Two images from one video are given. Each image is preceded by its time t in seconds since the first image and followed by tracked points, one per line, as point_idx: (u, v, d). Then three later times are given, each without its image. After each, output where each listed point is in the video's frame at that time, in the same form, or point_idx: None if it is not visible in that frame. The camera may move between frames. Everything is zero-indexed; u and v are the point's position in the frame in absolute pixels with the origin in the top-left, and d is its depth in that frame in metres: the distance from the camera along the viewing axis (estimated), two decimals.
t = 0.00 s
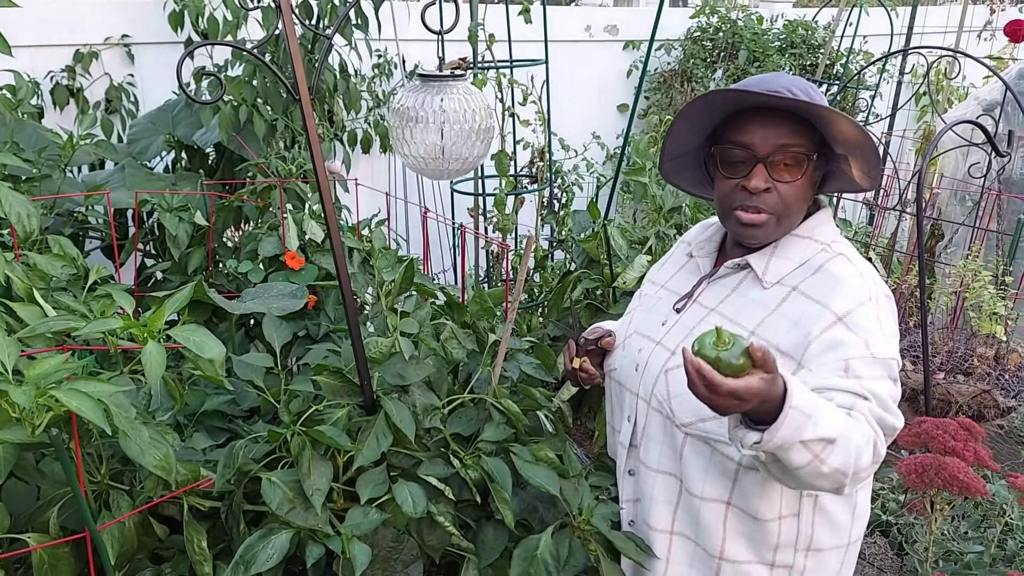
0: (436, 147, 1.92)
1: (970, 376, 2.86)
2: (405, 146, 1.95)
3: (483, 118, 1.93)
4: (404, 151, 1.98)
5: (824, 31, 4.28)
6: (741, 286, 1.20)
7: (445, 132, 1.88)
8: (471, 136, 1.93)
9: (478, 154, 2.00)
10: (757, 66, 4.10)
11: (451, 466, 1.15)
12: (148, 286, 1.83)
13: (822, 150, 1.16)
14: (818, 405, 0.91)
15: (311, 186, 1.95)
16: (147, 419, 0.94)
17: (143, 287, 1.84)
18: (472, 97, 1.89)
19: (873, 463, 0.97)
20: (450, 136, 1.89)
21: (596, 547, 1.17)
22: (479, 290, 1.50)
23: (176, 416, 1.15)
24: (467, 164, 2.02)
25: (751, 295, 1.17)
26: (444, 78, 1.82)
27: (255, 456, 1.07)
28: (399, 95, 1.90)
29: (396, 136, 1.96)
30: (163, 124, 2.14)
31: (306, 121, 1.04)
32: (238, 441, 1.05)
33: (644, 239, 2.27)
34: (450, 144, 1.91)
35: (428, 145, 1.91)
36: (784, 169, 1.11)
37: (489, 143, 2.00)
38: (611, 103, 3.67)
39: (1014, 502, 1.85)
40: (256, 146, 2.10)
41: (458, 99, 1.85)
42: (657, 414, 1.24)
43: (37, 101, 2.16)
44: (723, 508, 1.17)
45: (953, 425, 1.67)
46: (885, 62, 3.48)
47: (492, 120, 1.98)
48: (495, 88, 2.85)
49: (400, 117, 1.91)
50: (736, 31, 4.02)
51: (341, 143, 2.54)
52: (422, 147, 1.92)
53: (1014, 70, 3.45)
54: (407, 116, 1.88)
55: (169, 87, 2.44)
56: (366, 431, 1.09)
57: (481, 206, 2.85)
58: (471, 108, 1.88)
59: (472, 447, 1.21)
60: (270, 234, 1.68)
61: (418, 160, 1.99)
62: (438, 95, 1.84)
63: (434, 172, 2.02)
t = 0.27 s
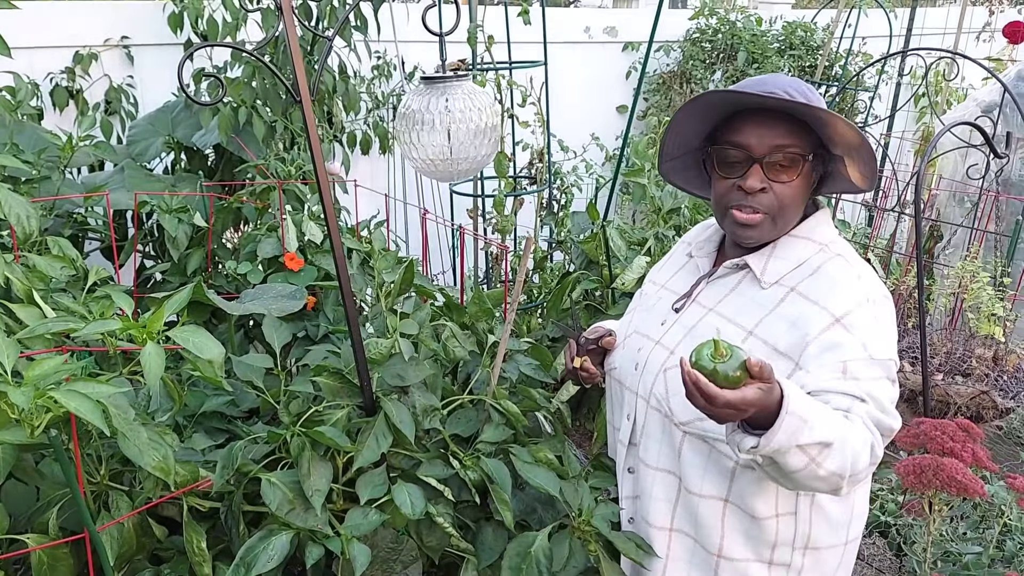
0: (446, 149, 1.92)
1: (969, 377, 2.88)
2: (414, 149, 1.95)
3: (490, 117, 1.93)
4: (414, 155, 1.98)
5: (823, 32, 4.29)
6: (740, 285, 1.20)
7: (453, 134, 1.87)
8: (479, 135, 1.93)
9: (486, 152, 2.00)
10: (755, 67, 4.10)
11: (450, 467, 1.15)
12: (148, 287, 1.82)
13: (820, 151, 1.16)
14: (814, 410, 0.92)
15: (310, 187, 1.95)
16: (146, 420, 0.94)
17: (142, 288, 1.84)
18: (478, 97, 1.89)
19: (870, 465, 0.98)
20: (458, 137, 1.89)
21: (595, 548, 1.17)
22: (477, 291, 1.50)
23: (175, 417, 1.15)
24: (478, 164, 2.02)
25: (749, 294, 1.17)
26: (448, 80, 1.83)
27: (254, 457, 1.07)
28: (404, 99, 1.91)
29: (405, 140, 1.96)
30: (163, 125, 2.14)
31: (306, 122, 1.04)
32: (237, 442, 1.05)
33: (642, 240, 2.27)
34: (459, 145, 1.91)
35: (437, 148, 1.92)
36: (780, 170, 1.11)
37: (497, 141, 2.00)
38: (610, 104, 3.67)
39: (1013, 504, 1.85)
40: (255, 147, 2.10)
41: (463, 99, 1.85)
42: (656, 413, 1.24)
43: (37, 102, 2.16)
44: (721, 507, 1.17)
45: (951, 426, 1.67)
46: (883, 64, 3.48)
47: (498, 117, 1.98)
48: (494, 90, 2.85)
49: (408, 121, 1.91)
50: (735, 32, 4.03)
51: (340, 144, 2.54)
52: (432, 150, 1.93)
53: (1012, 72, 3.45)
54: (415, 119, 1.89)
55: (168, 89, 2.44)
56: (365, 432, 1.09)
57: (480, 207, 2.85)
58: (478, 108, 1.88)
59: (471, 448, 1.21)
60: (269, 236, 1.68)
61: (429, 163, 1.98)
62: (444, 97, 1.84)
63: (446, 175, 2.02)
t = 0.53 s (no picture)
0: (430, 148, 1.92)
1: (969, 377, 2.88)
2: (399, 146, 1.96)
3: (478, 120, 1.93)
4: (398, 151, 1.99)
5: (822, 32, 4.29)
6: (739, 285, 1.20)
7: (439, 133, 1.87)
8: (467, 137, 1.92)
9: (471, 156, 1.99)
10: (755, 67, 4.10)
11: (448, 467, 1.15)
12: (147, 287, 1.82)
13: (820, 151, 1.16)
14: (817, 419, 0.93)
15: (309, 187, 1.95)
16: (143, 420, 0.94)
17: (141, 289, 1.84)
18: (468, 98, 1.89)
19: (873, 467, 0.99)
20: (445, 137, 1.88)
21: (593, 549, 1.17)
22: (476, 291, 1.49)
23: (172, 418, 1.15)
24: (462, 167, 2.01)
25: (749, 294, 1.17)
26: (440, 79, 1.84)
27: (251, 457, 1.07)
28: (395, 95, 1.91)
29: (391, 136, 1.96)
30: (162, 125, 2.14)
31: (303, 122, 1.04)
32: (235, 442, 1.05)
33: (642, 240, 2.28)
34: (443, 144, 1.91)
35: (422, 146, 1.92)
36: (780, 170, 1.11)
37: (483, 146, 1.99)
38: (609, 104, 3.67)
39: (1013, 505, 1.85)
40: (254, 147, 2.10)
41: (453, 99, 1.85)
42: (656, 413, 1.23)
43: (36, 102, 2.16)
44: (720, 506, 1.16)
45: (950, 426, 1.67)
46: (882, 63, 3.48)
47: (487, 123, 1.97)
48: (494, 89, 2.85)
49: (395, 117, 1.91)
50: (734, 32, 4.03)
51: (339, 144, 2.54)
52: (415, 147, 1.93)
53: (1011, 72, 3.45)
54: (402, 115, 1.89)
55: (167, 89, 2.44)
56: (362, 432, 1.09)
57: (480, 207, 2.85)
58: (468, 109, 1.88)
59: (469, 448, 1.21)
60: (268, 236, 1.68)
61: (412, 160, 1.99)
62: (434, 96, 1.84)
63: (429, 174, 2.02)
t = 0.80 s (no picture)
0: (423, 148, 1.92)
1: (967, 376, 2.88)
2: (391, 145, 1.96)
3: (471, 121, 1.93)
4: (390, 150, 1.99)
5: (821, 32, 4.29)
6: (740, 286, 1.20)
7: (432, 134, 1.87)
8: (459, 138, 1.93)
9: (463, 158, 1.99)
10: (753, 67, 4.10)
11: (446, 467, 1.15)
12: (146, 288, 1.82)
13: (822, 153, 1.16)
14: (833, 457, 0.96)
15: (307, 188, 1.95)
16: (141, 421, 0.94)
17: (140, 290, 1.84)
18: (463, 99, 1.89)
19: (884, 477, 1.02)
20: (437, 138, 1.89)
21: (592, 549, 1.17)
22: (473, 291, 1.49)
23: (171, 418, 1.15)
24: (455, 167, 2.02)
25: (750, 296, 1.17)
26: (434, 80, 1.83)
27: (249, 458, 1.08)
28: (389, 95, 1.91)
29: (384, 135, 1.96)
30: (160, 127, 2.15)
31: (301, 122, 1.04)
32: (233, 443, 1.05)
33: (640, 240, 2.28)
34: (435, 145, 1.91)
35: (414, 146, 1.92)
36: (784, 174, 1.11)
37: (474, 148, 1.99)
38: (607, 104, 3.67)
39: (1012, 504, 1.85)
40: (252, 148, 2.10)
41: (446, 100, 1.84)
42: (657, 416, 1.23)
43: (35, 104, 2.16)
44: (720, 507, 1.17)
45: (949, 424, 1.67)
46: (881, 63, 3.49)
47: (479, 126, 1.98)
48: (492, 90, 2.85)
49: (388, 117, 1.91)
50: (733, 32, 4.03)
51: (338, 145, 2.54)
52: (409, 148, 1.93)
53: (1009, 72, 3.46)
54: (394, 115, 1.89)
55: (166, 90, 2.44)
56: (360, 432, 1.09)
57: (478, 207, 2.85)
58: (461, 111, 1.88)
59: (467, 448, 1.21)
60: (266, 236, 1.68)
61: (404, 159, 1.99)
62: (428, 96, 1.84)
63: (421, 173, 2.03)
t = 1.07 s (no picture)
0: (434, 150, 1.92)
1: (965, 376, 2.89)
2: (403, 149, 1.96)
3: (479, 118, 1.93)
4: (402, 155, 1.99)
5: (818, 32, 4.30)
6: (743, 288, 1.20)
7: (442, 134, 1.87)
8: (469, 136, 1.92)
9: (476, 154, 1.99)
10: (750, 67, 4.10)
11: (444, 469, 1.15)
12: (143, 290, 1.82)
13: (825, 155, 1.17)
14: (847, 473, 0.95)
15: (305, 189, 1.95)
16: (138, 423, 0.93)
17: (137, 291, 1.84)
18: (468, 97, 1.89)
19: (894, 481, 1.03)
20: (447, 138, 1.89)
21: (591, 550, 1.17)
22: (471, 292, 1.49)
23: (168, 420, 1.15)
24: (465, 166, 2.02)
25: (754, 298, 1.18)
26: (438, 79, 1.83)
27: (247, 459, 1.07)
28: (395, 98, 1.91)
29: (394, 141, 1.97)
30: (157, 128, 2.15)
31: (298, 123, 1.04)
32: (230, 444, 1.05)
33: (638, 240, 2.28)
34: (446, 145, 1.91)
35: (425, 148, 1.92)
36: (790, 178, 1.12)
37: (486, 143, 1.99)
38: (605, 104, 3.67)
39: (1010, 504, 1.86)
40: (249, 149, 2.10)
41: (454, 98, 1.85)
42: (661, 420, 1.23)
43: (32, 106, 2.16)
44: (724, 510, 1.18)
45: (947, 424, 1.68)
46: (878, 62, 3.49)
47: (488, 120, 1.97)
48: (489, 90, 2.85)
49: (397, 121, 1.92)
50: (730, 32, 4.03)
51: (335, 146, 2.54)
52: (419, 150, 1.93)
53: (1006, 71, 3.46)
54: (403, 119, 1.89)
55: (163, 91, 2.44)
56: (358, 433, 1.09)
57: (476, 208, 2.85)
58: (468, 108, 1.88)
59: (465, 449, 1.21)
60: (263, 237, 1.68)
61: (416, 164, 1.99)
62: (433, 97, 1.84)
63: (434, 175, 2.02)
